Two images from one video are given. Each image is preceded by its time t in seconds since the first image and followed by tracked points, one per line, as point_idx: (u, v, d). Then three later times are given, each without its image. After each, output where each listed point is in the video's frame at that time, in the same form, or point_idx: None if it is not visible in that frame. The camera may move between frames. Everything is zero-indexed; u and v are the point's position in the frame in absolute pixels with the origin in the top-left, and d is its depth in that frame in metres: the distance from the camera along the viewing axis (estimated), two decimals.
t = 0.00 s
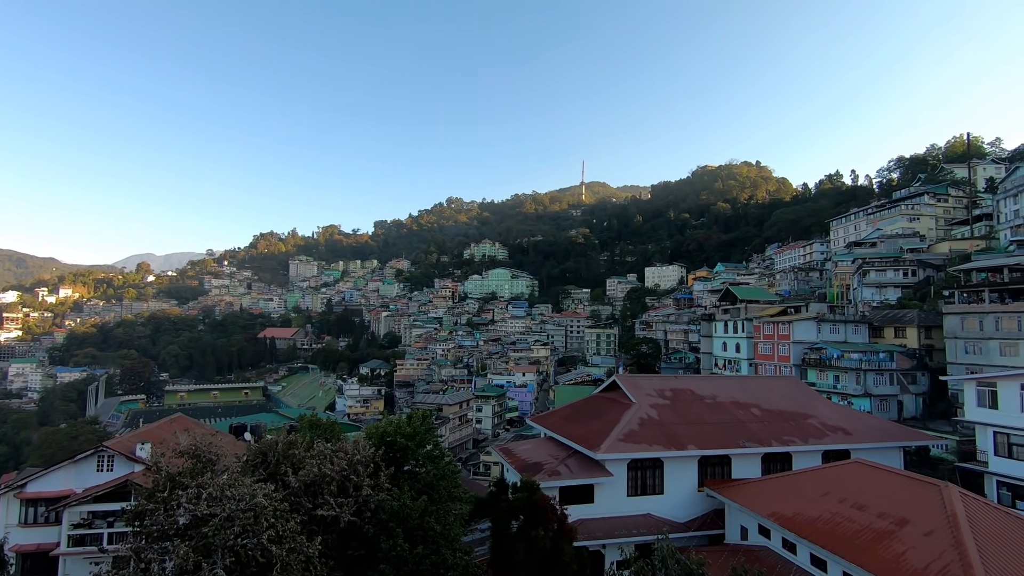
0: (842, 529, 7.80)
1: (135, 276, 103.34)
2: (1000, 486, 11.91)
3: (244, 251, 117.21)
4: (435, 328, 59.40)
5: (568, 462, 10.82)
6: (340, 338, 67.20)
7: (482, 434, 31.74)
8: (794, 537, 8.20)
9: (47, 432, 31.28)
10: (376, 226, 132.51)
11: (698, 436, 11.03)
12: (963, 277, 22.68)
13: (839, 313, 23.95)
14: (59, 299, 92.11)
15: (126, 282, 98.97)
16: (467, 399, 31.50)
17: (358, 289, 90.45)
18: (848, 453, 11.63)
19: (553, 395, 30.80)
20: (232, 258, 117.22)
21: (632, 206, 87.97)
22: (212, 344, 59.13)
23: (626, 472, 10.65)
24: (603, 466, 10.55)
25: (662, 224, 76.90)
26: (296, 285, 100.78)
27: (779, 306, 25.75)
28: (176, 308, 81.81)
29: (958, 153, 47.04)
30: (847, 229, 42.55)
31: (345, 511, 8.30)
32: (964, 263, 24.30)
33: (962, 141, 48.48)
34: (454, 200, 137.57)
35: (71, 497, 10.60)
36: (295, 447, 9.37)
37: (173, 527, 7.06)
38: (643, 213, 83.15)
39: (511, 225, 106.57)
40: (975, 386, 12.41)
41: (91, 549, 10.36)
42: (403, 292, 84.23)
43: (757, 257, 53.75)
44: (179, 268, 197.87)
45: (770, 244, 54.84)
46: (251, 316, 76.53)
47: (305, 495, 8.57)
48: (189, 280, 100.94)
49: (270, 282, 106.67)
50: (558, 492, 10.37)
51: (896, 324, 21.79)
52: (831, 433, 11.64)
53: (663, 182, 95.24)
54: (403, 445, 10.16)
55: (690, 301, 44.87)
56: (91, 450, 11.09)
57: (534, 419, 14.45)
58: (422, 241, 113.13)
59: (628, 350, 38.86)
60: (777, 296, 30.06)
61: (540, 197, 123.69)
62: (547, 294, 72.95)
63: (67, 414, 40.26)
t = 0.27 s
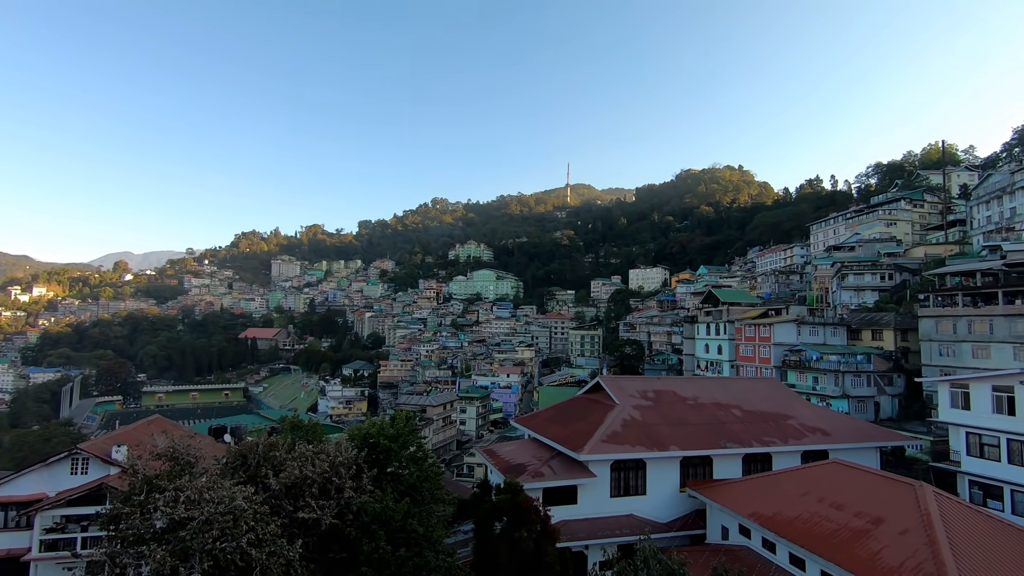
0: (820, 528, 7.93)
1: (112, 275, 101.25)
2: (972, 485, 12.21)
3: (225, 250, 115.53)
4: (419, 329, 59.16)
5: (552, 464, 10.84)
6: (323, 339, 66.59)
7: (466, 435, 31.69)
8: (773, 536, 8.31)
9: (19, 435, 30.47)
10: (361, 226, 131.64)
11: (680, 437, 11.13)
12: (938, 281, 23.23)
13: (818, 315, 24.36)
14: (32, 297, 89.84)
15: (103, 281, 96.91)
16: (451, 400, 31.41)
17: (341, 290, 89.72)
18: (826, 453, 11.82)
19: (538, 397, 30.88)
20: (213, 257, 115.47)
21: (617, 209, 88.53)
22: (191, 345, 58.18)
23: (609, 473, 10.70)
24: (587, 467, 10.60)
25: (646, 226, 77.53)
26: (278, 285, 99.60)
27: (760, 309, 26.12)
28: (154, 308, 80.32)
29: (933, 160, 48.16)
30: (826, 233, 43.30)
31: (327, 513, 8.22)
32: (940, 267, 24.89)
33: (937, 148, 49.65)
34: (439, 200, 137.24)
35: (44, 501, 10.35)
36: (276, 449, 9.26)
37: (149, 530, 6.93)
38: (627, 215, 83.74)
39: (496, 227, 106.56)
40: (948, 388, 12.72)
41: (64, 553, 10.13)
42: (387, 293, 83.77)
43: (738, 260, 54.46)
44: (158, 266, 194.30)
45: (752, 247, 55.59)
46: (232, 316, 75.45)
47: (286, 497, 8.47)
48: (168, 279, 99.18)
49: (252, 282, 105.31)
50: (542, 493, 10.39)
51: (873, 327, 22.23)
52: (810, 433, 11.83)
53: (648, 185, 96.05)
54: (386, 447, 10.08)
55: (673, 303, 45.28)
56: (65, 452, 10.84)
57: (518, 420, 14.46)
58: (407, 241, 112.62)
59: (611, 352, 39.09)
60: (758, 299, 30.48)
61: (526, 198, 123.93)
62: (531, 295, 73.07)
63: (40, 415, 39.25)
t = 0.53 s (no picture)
0: (789, 526, 8.11)
1: (76, 272, 98.00)
2: (933, 481, 12.64)
3: (196, 247, 112.84)
4: (396, 329, 58.71)
5: (528, 464, 10.86)
6: (297, 339, 65.56)
7: (442, 435, 31.52)
8: (744, 534, 8.47)
9: None
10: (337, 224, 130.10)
11: (655, 437, 11.25)
12: (902, 285, 24.00)
13: (789, 317, 24.91)
14: None
15: (67, 278, 93.68)
16: (427, 400, 31.22)
17: (316, 289, 88.42)
18: (796, 452, 12.09)
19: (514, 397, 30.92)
20: (183, 254, 112.70)
21: (594, 210, 89.24)
22: (160, 344, 56.68)
23: (584, 473, 10.77)
24: (562, 468, 10.64)
25: (623, 228, 78.33)
26: (251, 283, 97.71)
27: (733, 311, 26.60)
28: (121, 306, 78.00)
29: (899, 168, 49.75)
30: (797, 237, 44.36)
31: (299, 516, 8.09)
32: (904, 271, 25.72)
33: (902, 156, 51.32)
34: (417, 199, 136.50)
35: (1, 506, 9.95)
36: (247, 451, 9.09)
37: (113, 536, 6.71)
38: (604, 217, 84.46)
39: (474, 227, 106.43)
40: (911, 388, 13.15)
41: (22, 561, 9.75)
42: (363, 293, 82.94)
43: (712, 263, 55.42)
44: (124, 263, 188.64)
45: (725, 249, 56.61)
46: (202, 315, 73.75)
47: (257, 500, 8.32)
48: (136, 276, 96.43)
49: (224, 280, 103.11)
50: (517, 494, 10.40)
51: (841, 329, 22.83)
52: (781, 433, 12.08)
53: (624, 187, 97.07)
54: (361, 449, 9.97)
55: (649, 304, 45.84)
56: (24, 456, 10.45)
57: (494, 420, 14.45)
58: (383, 240, 111.66)
59: (588, 352, 39.38)
60: (732, 300, 31.04)
61: (504, 199, 124.08)
62: (509, 296, 73.14)
63: None
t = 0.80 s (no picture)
0: (761, 522, 8.27)
1: (37, 270, 94.53)
2: (897, 477, 13.06)
3: (165, 245, 109.95)
4: (372, 329, 58.13)
5: (505, 464, 10.86)
6: (270, 339, 64.39)
7: (419, 436, 31.30)
8: (718, 530, 8.60)
9: None
10: (311, 223, 128.22)
11: (631, 436, 11.36)
12: (869, 286, 24.73)
13: (761, 318, 25.43)
14: None
15: (27, 277, 90.25)
16: (403, 401, 30.97)
17: (290, 288, 86.96)
18: (767, 449, 12.35)
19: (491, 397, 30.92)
20: (151, 253, 109.69)
21: (572, 211, 89.77)
22: (127, 345, 55.06)
23: (561, 473, 10.82)
24: (539, 468, 10.67)
25: (599, 229, 78.95)
26: (223, 282, 95.63)
27: (707, 311, 27.05)
28: (85, 305, 75.49)
29: (866, 173, 51.22)
30: (769, 239, 45.31)
31: (272, 519, 7.94)
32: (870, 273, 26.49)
33: (868, 161, 52.89)
34: (393, 198, 135.44)
35: None
36: (218, 454, 8.89)
37: (76, 543, 6.49)
38: (581, 218, 85.03)
39: (451, 226, 106.04)
40: (877, 386, 13.56)
41: None
42: (339, 292, 81.91)
43: (687, 264, 56.25)
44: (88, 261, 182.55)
45: (700, 251, 57.52)
46: (171, 315, 71.88)
47: (228, 504, 8.14)
48: (101, 275, 93.49)
49: (194, 279, 100.68)
50: (494, 494, 10.39)
51: (810, 329, 23.41)
52: (753, 431, 12.32)
53: (601, 188, 97.88)
54: (335, 450, 9.83)
55: (625, 305, 46.29)
56: None
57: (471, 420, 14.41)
58: (359, 239, 110.45)
59: (565, 352, 39.57)
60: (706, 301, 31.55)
61: (482, 199, 123.96)
62: (486, 296, 73.06)
63: None
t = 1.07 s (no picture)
0: (735, 516, 8.43)
1: None
2: (866, 470, 13.42)
3: (134, 242, 107.01)
4: (349, 327, 57.52)
5: (484, 461, 10.87)
6: (245, 338, 63.22)
7: (397, 435, 31.04)
8: (694, 525, 8.73)
9: None
10: (287, 220, 126.16)
11: (608, 433, 11.47)
12: (839, 284, 25.34)
13: (736, 315, 25.86)
14: None
15: None
16: (381, 400, 30.70)
17: (265, 286, 85.45)
18: (741, 445, 12.58)
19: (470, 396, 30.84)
20: (120, 249, 106.66)
21: (550, 209, 90.08)
22: (94, 344, 53.47)
23: (539, 470, 10.88)
24: (518, 465, 10.70)
25: (578, 228, 79.38)
26: (195, 279, 93.56)
27: (683, 309, 27.41)
28: (49, 303, 73.01)
29: (837, 174, 52.44)
30: (744, 238, 46.10)
31: (246, 521, 7.80)
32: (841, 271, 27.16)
33: (840, 162, 54.16)
34: (371, 195, 134.13)
35: None
36: (189, 456, 8.69)
37: (40, 548, 6.28)
38: (560, 216, 85.33)
39: (430, 224, 105.50)
40: (847, 382, 13.92)
41: None
42: (315, 290, 80.85)
43: (664, 262, 56.91)
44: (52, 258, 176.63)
45: (676, 249, 58.25)
46: (141, 313, 70.00)
47: (201, 506, 7.98)
48: (66, 272, 90.59)
49: (165, 277, 98.22)
50: (473, 492, 10.38)
51: (783, 326, 23.91)
52: (728, 427, 12.54)
53: (580, 187, 98.39)
54: (311, 450, 9.70)
55: (603, 303, 46.66)
56: None
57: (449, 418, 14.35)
58: (336, 237, 109.14)
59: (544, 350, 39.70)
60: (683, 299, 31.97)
61: (461, 196, 123.56)
62: (465, 294, 72.88)
63: None
